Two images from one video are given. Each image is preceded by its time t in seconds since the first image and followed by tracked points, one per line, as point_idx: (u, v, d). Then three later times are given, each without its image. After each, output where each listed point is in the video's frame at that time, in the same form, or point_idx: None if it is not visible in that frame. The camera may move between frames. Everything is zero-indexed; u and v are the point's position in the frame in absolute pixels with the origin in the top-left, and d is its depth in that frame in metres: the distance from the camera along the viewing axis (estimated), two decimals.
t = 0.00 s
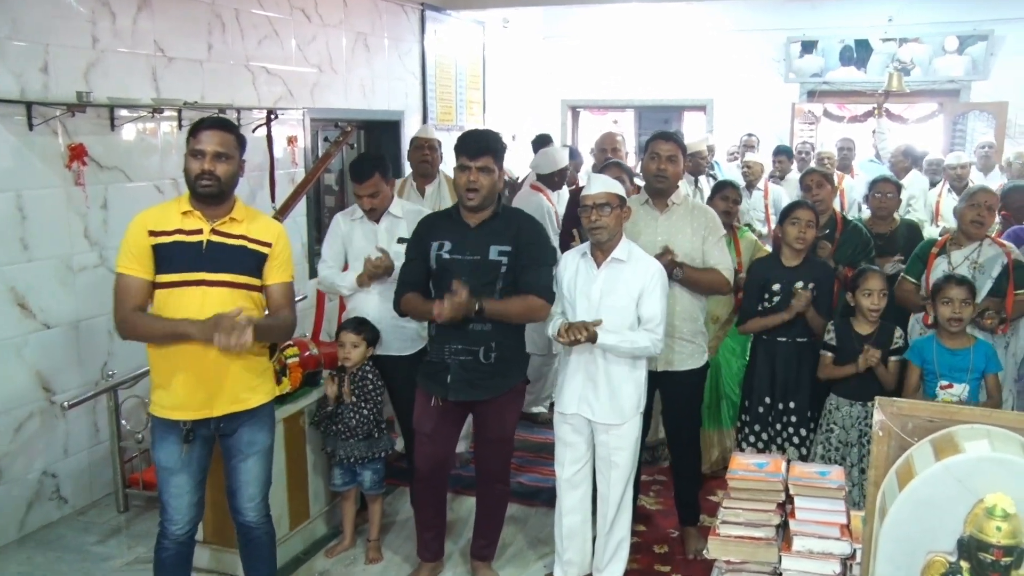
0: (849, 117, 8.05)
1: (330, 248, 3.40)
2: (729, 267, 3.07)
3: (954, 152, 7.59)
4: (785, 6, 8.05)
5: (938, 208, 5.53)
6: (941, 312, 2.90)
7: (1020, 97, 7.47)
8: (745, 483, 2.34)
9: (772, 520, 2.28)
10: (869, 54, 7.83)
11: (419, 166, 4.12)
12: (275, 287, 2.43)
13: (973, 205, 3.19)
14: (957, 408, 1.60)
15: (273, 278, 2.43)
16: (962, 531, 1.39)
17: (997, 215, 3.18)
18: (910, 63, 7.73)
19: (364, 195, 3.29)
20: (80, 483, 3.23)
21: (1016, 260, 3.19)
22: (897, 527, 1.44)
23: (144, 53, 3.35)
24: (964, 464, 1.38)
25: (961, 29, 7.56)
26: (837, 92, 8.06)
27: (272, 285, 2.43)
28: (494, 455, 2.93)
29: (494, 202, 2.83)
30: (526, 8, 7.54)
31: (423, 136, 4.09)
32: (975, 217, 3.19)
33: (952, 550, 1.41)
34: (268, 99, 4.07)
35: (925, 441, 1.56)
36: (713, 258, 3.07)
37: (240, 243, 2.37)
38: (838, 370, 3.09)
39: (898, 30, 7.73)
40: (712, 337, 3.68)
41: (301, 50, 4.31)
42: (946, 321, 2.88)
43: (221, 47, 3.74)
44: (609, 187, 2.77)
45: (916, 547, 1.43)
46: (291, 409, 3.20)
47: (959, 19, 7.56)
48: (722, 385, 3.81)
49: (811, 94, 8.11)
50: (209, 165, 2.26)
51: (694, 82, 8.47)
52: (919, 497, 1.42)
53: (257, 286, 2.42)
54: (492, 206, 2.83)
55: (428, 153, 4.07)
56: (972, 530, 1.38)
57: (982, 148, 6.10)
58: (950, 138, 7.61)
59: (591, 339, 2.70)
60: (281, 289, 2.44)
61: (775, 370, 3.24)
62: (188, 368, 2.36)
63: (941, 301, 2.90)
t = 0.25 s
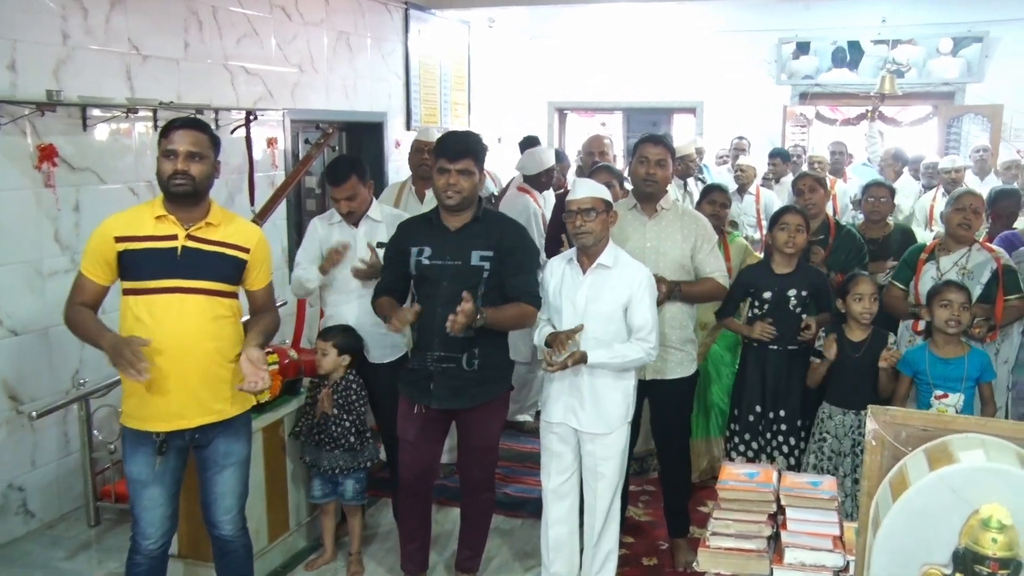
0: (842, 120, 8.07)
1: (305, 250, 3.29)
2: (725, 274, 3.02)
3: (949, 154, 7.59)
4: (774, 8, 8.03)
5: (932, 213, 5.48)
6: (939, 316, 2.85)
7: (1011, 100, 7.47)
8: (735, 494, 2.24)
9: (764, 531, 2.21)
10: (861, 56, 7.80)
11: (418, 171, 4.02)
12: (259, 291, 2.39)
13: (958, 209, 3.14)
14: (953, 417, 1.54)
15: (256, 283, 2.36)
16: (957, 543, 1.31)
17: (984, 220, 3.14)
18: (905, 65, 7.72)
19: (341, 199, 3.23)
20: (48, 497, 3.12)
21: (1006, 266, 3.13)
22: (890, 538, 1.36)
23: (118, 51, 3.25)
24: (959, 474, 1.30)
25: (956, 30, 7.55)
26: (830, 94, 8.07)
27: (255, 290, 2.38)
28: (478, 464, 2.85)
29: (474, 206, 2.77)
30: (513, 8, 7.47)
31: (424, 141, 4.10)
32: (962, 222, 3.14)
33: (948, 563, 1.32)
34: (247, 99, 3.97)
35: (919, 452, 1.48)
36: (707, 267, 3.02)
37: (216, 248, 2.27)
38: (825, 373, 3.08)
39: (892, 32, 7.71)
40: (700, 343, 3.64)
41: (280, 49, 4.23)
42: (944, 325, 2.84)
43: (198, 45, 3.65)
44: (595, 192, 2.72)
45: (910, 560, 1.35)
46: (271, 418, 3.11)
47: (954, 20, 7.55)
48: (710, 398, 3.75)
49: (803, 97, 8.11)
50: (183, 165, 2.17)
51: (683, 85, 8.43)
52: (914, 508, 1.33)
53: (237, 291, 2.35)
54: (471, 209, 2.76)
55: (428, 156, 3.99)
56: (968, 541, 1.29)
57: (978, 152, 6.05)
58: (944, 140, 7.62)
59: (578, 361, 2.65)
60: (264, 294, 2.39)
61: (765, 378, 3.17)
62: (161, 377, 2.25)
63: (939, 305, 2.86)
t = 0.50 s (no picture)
0: (837, 118, 8.03)
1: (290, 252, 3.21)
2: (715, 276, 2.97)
3: (947, 154, 7.57)
4: (767, 5, 7.99)
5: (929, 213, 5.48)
6: (934, 321, 2.80)
7: (1010, 98, 7.44)
8: (729, 500, 2.16)
9: (759, 539, 2.07)
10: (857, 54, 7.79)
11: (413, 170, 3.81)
12: (239, 293, 2.26)
13: (951, 210, 3.10)
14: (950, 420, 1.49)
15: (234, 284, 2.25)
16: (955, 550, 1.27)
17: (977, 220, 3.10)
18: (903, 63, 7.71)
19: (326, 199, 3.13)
20: (20, 507, 3.02)
21: (1002, 268, 3.08)
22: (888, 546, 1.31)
23: (94, 45, 3.16)
24: (958, 480, 1.26)
25: (955, 27, 7.52)
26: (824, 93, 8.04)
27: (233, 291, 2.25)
28: (466, 469, 2.78)
29: (461, 205, 2.70)
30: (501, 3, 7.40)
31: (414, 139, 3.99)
32: (956, 223, 3.10)
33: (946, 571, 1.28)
34: (229, 96, 3.89)
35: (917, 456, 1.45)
36: (698, 268, 2.96)
37: (192, 248, 2.19)
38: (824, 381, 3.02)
39: (888, 29, 7.69)
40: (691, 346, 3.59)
41: (263, 44, 4.14)
42: (939, 332, 2.78)
43: (178, 40, 3.56)
44: (584, 192, 2.65)
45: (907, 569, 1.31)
46: (253, 423, 3.03)
47: (956, 16, 7.51)
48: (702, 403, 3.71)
49: (798, 95, 8.06)
50: (156, 163, 2.08)
51: (674, 83, 8.38)
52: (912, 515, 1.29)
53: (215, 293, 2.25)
54: (458, 208, 2.69)
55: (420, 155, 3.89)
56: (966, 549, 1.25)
57: (977, 151, 6.00)
58: (941, 139, 7.57)
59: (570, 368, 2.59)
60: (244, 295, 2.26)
61: (759, 384, 3.11)
62: (135, 380, 2.16)
63: (935, 309, 2.80)
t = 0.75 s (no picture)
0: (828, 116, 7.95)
1: (271, 255, 3.13)
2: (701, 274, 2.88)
3: (942, 151, 7.56)
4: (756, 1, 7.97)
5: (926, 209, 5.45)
6: (925, 323, 2.76)
7: (1007, 92, 7.42)
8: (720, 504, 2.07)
9: (750, 544, 2.03)
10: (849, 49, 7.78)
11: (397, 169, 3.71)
12: (205, 290, 2.16)
13: (941, 208, 3.05)
14: (942, 424, 1.46)
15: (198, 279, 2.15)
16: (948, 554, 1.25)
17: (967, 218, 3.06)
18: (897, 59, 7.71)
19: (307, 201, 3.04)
20: None
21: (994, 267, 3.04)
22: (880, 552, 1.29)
23: (66, 38, 3.07)
24: (953, 483, 1.23)
25: (951, 22, 7.50)
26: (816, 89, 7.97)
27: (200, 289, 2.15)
28: (451, 475, 2.70)
29: (447, 204, 2.62)
30: None
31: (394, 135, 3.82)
32: (945, 221, 3.05)
33: None
34: (207, 92, 3.80)
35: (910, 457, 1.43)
36: (684, 264, 2.89)
37: (164, 248, 2.10)
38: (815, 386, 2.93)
39: (882, 23, 7.66)
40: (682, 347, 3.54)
41: (243, 38, 4.05)
42: (930, 334, 2.74)
43: (153, 34, 3.48)
44: (572, 190, 2.58)
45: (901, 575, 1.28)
46: (232, 428, 2.95)
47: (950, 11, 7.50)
48: (695, 402, 3.64)
49: (789, 91, 8.01)
50: (126, 160, 2.00)
51: (663, 79, 8.34)
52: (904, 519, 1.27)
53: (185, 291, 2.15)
54: (445, 207, 2.62)
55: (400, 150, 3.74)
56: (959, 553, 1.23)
57: (972, 149, 5.98)
58: (937, 137, 7.56)
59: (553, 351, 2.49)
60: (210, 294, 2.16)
61: (749, 387, 3.07)
62: (105, 383, 2.08)
63: (926, 310, 2.76)
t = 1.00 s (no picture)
0: (801, 114, 8.06)
1: (243, 256, 3.09)
2: (679, 275, 2.90)
3: (912, 149, 7.65)
4: None
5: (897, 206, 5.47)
6: (895, 318, 2.78)
7: (975, 92, 7.53)
8: (695, 504, 2.05)
9: (724, 543, 2.00)
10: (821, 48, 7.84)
11: (364, 166, 3.72)
12: (178, 298, 2.18)
13: (908, 207, 3.08)
14: (912, 421, 1.49)
15: (173, 290, 2.16)
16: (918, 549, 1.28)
17: (933, 217, 3.09)
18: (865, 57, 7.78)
19: (286, 206, 3.03)
20: None
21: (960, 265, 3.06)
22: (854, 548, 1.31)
23: (26, 35, 3.00)
24: (924, 481, 1.27)
25: (921, 21, 7.58)
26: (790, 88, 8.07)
27: (173, 297, 2.17)
28: (423, 477, 2.68)
29: (418, 204, 2.60)
30: None
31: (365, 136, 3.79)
32: (913, 219, 3.09)
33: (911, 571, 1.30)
34: (174, 91, 3.75)
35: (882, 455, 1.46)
36: (662, 268, 2.90)
37: (127, 251, 2.06)
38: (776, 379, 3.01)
39: (853, 22, 7.72)
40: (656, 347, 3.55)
41: (210, 37, 4.00)
42: (900, 329, 2.76)
43: (117, 32, 3.42)
44: (545, 189, 2.57)
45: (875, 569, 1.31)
46: (202, 433, 2.90)
47: (918, 10, 7.58)
48: (665, 404, 3.64)
49: (762, 90, 8.07)
50: (83, 158, 1.97)
51: (637, 79, 8.36)
52: (879, 516, 1.29)
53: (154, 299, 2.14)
54: (416, 207, 2.59)
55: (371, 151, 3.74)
56: (929, 548, 1.26)
57: (941, 147, 6.02)
58: (907, 135, 7.61)
59: (530, 367, 2.50)
60: (184, 300, 2.18)
61: (722, 387, 3.07)
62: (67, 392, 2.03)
63: (895, 305, 2.78)
